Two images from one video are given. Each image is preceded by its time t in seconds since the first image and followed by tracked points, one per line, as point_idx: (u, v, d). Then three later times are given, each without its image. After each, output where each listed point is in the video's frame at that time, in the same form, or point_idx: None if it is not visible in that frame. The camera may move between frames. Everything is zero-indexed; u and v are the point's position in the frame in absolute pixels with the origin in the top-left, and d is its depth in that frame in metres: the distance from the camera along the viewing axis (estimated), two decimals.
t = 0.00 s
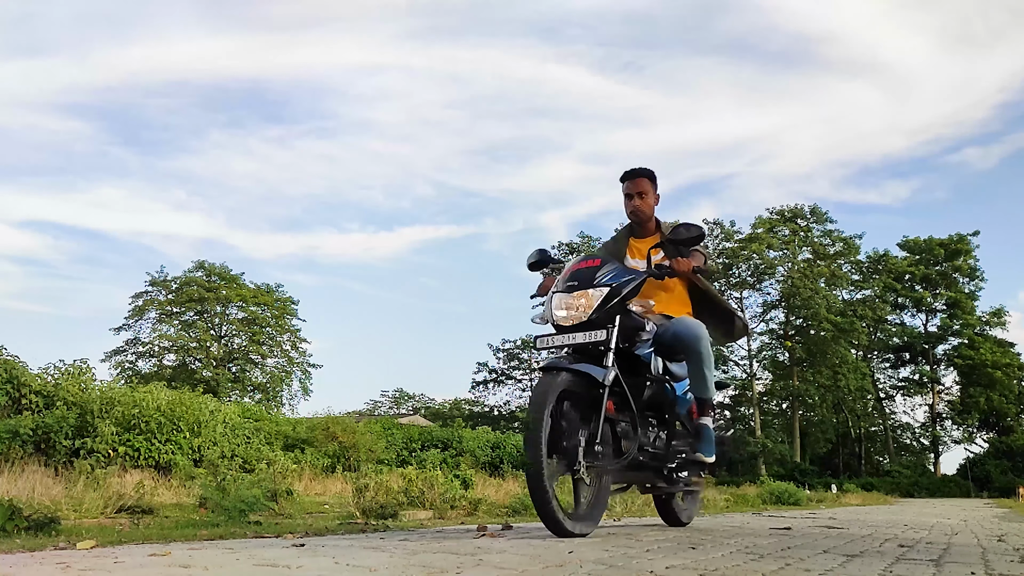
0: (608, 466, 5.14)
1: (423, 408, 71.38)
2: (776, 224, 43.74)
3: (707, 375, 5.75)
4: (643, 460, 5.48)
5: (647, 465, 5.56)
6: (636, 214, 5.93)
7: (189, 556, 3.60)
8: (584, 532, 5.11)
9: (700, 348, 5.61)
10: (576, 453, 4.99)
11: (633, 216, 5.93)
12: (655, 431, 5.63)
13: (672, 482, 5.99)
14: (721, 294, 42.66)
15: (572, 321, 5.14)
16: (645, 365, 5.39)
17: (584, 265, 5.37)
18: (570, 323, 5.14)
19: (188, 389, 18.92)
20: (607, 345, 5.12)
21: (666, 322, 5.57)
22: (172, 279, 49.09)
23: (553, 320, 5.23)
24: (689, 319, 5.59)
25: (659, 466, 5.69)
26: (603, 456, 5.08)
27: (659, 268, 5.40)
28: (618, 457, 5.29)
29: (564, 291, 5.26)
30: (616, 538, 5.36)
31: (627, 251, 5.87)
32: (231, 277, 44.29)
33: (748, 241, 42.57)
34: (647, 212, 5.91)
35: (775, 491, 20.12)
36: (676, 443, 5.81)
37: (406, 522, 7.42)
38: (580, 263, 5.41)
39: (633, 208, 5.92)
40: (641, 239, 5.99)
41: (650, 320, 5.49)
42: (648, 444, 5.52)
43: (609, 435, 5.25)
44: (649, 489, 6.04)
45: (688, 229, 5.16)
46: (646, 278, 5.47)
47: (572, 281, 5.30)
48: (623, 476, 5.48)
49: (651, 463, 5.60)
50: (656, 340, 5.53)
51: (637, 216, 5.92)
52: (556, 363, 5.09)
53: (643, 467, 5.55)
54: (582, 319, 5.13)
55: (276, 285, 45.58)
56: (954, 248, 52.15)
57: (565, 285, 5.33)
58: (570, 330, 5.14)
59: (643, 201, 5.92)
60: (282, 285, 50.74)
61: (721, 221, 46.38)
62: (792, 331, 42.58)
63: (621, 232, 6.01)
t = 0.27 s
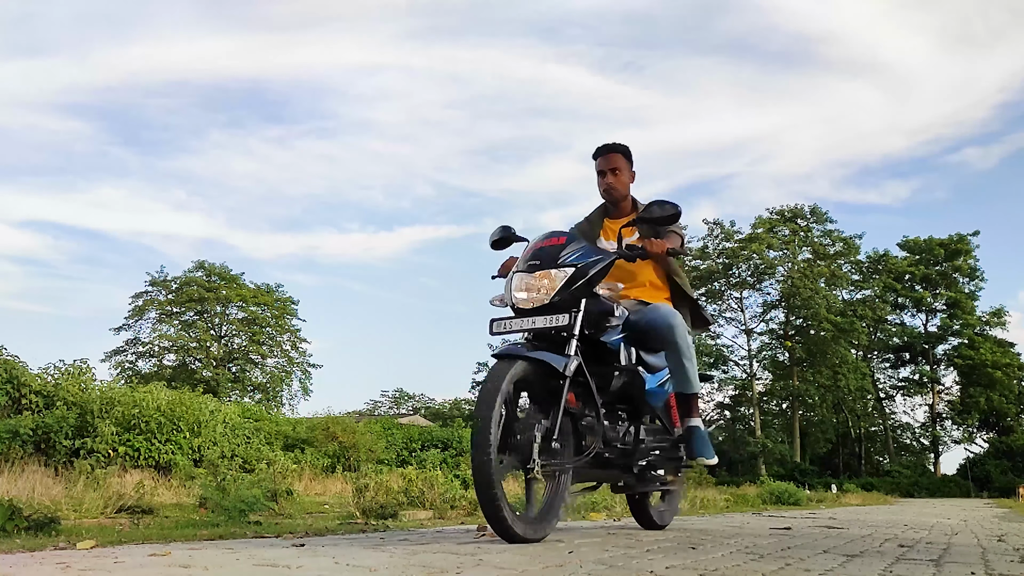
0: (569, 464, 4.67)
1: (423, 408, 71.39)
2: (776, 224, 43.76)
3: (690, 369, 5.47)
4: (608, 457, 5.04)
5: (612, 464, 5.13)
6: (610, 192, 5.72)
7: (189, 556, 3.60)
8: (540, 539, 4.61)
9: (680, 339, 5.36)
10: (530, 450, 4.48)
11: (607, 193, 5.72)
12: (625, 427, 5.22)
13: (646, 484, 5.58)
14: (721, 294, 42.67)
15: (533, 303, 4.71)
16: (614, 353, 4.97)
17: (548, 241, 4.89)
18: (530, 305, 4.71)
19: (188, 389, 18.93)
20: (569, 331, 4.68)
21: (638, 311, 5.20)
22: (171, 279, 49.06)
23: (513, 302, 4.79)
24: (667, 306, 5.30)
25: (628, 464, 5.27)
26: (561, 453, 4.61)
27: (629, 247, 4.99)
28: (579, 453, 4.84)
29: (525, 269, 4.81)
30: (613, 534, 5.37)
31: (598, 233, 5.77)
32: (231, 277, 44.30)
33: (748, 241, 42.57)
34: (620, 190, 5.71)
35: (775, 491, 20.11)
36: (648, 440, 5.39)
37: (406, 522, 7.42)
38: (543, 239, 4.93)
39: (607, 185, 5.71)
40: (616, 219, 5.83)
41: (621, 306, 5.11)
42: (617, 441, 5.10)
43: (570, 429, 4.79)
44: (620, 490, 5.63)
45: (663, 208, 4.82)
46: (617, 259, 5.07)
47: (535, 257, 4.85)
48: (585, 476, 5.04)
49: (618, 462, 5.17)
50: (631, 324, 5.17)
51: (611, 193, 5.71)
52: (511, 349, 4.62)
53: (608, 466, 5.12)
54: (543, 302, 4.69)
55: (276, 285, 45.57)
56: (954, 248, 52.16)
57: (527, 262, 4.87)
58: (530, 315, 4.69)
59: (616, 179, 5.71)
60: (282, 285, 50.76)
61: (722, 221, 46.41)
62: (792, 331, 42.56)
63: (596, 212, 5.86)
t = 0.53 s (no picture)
0: (529, 464, 4.24)
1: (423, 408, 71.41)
2: (776, 224, 43.77)
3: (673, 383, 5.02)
4: (576, 457, 4.61)
5: (581, 464, 4.71)
6: (586, 173, 5.32)
7: (189, 556, 3.59)
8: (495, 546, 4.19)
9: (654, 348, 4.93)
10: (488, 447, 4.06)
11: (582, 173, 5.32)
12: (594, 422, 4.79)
13: (619, 484, 5.16)
14: (721, 294, 42.67)
15: (496, 286, 4.24)
16: (583, 343, 4.54)
17: (513, 222, 4.45)
18: (493, 290, 4.24)
19: (188, 389, 18.93)
20: (534, 320, 4.22)
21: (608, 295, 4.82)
22: (171, 279, 49.03)
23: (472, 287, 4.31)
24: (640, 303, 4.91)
25: (599, 466, 4.83)
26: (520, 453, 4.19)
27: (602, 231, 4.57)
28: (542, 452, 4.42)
29: (487, 251, 4.35)
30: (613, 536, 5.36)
31: (574, 219, 5.42)
32: (232, 277, 44.32)
33: (749, 241, 42.59)
34: (596, 170, 5.31)
35: (775, 491, 20.13)
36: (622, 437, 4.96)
37: (406, 522, 7.42)
38: (507, 220, 4.49)
39: (582, 165, 5.32)
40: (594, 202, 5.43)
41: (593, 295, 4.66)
42: (586, 439, 4.66)
43: (533, 425, 4.37)
44: (592, 491, 5.23)
45: (639, 187, 4.38)
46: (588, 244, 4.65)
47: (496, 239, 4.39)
48: (550, 476, 4.61)
49: (587, 462, 4.75)
50: (603, 320, 4.73)
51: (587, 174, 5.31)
52: (467, 335, 4.13)
53: (575, 467, 4.70)
54: (506, 287, 4.22)
55: (276, 285, 45.57)
56: (954, 248, 52.16)
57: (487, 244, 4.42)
58: (492, 300, 4.22)
59: (593, 157, 5.31)
60: (282, 285, 50.75)
61: (722, 221, 46.43)
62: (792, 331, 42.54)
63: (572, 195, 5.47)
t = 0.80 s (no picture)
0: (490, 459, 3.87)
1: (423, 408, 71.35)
2: (776, 224, 43.79)
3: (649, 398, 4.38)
4: (546, 454, 4.22)
5: (552, 464, 4.29)
6: (563, 150, 4.75)
7: (189, 556, 3.60)
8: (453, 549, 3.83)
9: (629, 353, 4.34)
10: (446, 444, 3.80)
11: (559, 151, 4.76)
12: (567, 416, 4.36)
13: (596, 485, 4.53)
14: (721, 294, 42.66)
15: (459, 270, 3.92)
16: (554, 330, 4.18)
17: (482, 199, 4.12)
18: (455, 274, 3.92)
19: (188, 389, 18.93)
20: (502, 306, 3.93)
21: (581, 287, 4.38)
22: (171, 278, 48.86)
23: (433, 270, 3.98)
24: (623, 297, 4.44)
25: (573, 465, 4.39)
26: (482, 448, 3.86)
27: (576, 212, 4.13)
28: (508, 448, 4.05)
29: (451, 231, 4.01)
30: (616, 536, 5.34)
31: (548, 198, 4.77)
32: (231, 277, 44.33)
33: (748, 241, 42.60)
34: (575, 150, 4.75)
35: (776, 491, 20.13)
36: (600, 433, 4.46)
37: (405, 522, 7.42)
38: (476, 197, 4.15)
39: (559, 142, 4.75)
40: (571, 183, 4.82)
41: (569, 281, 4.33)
42: (557, 435, 4.26)
43: (496, 417, 4.02)
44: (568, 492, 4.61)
45: (616, 163, 3.93)
46: (561, 225, 4.24)
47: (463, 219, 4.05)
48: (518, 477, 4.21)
49: (559, 462, 4.32)
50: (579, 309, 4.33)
51: (565, 151, 4.75)
52: (427, 318, 3.86)
53: (547, 466, 4.27)
54: (470, 269, 3.91)
55: (276, 285, 45.56)
56: (954, 248, 52.18)
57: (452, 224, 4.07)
58: (454, 284, 3.90)
59: (572, 134, 4.74)
60: (282, 284, 50.57)
61: (722, 221, 46.44)
62: (792, 331, 42.54)
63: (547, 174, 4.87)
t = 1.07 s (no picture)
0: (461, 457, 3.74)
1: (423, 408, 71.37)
2: (776, 224, 43.81)
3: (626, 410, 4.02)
4: (521, 451, 4.07)
5: (527, 461, 4.15)
6: (547, 130, 4.42)
7: (189, 556, 3.60)
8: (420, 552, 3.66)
9: (610, 356, 4.04)
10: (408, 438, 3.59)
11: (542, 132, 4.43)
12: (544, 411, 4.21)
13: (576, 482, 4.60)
14: (721, 294, 42.62)
15: (426, 254, 3.71)
16: (530, 322, 3.97)
17: (454, 178, 3.91)
18: (422, 258, 3.71)
19: (188, 389, 18.94)
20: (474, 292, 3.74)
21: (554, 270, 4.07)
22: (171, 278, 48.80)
23: (401, 253, 3.76)
24: (606, 294, 4.14)
25: (549, 462, 4.28)
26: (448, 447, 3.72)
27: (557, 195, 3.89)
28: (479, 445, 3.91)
29: (420, 212, 3.81)
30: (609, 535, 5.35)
31: (532, 181, 4.52)
32: (231, 277, 44.34)
33: (748, 241, 42.60)
34: (561, 131, 4.43)
35: (776, 491, 20.12)
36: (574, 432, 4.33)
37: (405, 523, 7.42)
38: (448, 176, 3.95)
39: (542, 122, 4.42)
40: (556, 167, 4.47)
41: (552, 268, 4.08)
42: (534, 432, 4.08)
43: (467, 413, 3.87)
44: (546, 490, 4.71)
45: (601, 141, 3.70)
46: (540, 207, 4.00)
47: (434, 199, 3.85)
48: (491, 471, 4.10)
49: (535, 459, 4.19)
50: (559, 297, 4.04)
51: (548, 133, 4.43)
52: (390, 306, 3.64)
53: (521, 463, 4.15)
54: (439, 253, 3.71)
55: (276, 286, 45.57)
56: (954, 248, 52.20)
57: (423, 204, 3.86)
58: (421, 268, 3.69)
59: (556, 114, 4.41)
60: (282, 284, 50.45)
61: (722, 221, 46.48)
62: (792, 331, 42.51)
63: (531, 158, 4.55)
